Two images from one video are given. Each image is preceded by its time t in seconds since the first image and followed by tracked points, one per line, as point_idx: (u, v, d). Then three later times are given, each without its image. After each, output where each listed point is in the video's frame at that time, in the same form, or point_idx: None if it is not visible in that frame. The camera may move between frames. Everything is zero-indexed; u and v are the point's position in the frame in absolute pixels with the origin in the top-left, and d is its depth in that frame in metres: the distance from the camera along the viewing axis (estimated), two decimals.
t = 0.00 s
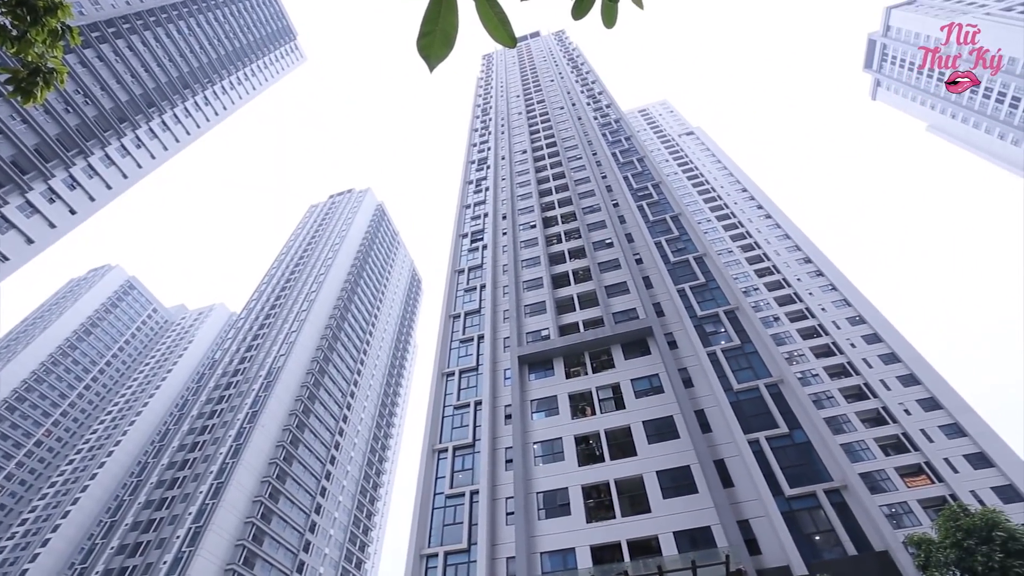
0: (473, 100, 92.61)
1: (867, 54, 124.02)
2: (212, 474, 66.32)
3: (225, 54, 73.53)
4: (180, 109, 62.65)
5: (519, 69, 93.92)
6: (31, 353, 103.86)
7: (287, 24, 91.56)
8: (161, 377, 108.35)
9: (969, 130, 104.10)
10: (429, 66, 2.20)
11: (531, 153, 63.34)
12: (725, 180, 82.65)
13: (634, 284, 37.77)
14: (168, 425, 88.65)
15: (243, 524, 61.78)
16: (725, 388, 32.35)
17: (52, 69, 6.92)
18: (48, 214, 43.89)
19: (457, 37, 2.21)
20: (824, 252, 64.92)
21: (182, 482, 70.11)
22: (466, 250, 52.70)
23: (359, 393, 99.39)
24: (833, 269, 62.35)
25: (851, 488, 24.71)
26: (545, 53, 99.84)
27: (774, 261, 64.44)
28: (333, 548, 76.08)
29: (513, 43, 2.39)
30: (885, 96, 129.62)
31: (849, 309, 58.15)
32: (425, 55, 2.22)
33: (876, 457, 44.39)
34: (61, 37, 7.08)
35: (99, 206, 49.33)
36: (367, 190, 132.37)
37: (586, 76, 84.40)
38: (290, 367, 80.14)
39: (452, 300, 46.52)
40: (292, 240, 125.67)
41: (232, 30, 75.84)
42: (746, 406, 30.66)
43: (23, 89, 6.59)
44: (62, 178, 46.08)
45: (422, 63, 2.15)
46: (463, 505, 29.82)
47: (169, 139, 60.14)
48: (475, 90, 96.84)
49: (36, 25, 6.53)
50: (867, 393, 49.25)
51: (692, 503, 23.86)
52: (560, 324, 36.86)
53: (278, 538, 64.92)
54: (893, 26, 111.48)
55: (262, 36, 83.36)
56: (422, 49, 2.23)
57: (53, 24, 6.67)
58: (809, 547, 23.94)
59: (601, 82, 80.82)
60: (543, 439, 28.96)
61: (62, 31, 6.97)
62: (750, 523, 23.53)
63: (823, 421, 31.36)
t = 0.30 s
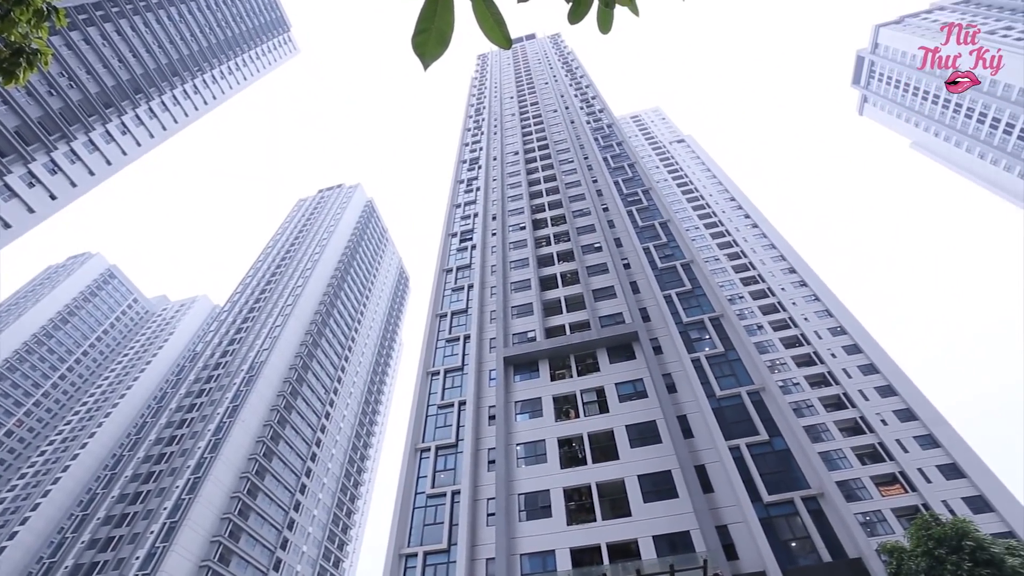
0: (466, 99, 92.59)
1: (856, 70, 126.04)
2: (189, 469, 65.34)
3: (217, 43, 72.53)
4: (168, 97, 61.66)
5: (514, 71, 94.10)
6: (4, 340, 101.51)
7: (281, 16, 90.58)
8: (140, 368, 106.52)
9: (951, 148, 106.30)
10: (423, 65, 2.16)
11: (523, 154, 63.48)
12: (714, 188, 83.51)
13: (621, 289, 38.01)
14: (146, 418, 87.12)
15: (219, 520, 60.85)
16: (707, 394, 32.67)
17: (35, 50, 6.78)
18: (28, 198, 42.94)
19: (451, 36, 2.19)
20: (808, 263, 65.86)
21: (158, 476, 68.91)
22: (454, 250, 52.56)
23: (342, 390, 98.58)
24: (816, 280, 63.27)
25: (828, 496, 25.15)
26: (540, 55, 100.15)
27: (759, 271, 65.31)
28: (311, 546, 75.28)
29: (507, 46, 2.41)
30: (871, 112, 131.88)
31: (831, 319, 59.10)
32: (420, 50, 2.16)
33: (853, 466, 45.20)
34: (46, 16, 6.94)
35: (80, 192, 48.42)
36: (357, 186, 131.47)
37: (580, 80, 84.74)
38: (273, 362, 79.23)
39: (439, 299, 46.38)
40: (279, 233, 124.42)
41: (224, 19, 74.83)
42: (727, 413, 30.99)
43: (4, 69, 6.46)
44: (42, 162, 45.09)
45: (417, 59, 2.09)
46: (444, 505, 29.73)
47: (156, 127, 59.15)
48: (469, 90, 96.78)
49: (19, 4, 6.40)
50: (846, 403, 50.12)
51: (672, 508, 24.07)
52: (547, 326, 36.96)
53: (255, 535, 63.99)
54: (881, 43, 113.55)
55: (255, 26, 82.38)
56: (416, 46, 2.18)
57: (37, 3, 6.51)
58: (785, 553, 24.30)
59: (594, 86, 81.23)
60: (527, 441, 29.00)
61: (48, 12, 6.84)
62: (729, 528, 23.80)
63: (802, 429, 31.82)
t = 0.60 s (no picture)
0: (460, 98, 92.49)
1: (845, 85, 127.91)
2: (167, 463, 64.38)
3: (209, 32, 71.58)
4: (156, 85, 60.70)
5: (509, 72, 94.20)
6: None
7: (276, 7, 89.58)
8: (119, 359, 104.68)
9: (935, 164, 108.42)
10: (417, 62, 2.22)
11: (515, 156, 63.58)
12: (704, 196, 84.29)
13: (609, 293, 38.24)
14: (124, 410, 85.65)
15: (197, 516, 59.91)
16: (691, 400, 32.98)
17: (20, 31, 6.65)
18: (7, 183, 42.04)
19: (448, 36, 2.25)
20: (793, 273, 66.73)
21: (135, 470, 67.72)
22: (444, 249, 52.39)
23: (326, 387, 97.77)
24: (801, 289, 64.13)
25: (806, 503, 25.53)
26: (535, 57, 100.40)
27: (745, 279, 66.09)
28: (290, 544, 74.52)
29: (503, 47, 2.45)
30: (858, 126, 133.94)
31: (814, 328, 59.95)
32: (415, 50, 2.22)
33: (831, 474, 45.93)
34: None
35: (62, 178, 47.53)
36: (347, 182, 130.59)
37: (575, 83, 85.03)
38: (257, 357, 78.36)
39: (427, 298, 46.19)
40: (267, 227, 123.14)
41: (217, 8, 73.84)
42: (711, 418, 31.29)
43: None
44: (23, 146, 44.15)
45: (412, 57, 2.16)
46: (426, 505, 29.62)
47: (143, 114, 58.19)
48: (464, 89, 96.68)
49: None
50: (826, 411, 50.92)
51: (653, 512, 24.23)
52: (534, 328, 37.03)
53: (233, 531, 63.12)
54: (870, 59, 115.57)
55: (249, 16, 81.44)
56: (412, 44, 2.24)
57: None
58: (762, 558, 24.63)
59: (588, 90, 81.63)
60: (511, 442, 29.01)
61: None
62: (709, 533, 24.04)
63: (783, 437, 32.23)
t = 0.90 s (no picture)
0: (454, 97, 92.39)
1: (833, 99, 129.95)
2: (143, 456, 63.29)
3: (201, 20, 70.49)
4: (144, 71, 59.63)
5: (503, 73, 94.33)
6: None
7: None
8: (97, 349, 102.60)
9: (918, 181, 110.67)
10: (412, 60, 2.23)
11: (507, 157, 63.63)
12: (692, 203, 85.09)
13: (596, 297, 38.44)
14: (101, 401, 84.02)
15: (172, 511, 58.88)
16: (674, 405, 33.28)
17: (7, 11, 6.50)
18: None
19: (443, 33, 2.25)
20: (778, 282, 67.57)
21: (109, 463, 66.40)
22: (432, 248, 52.23)
23: (309, 383, 96.83)
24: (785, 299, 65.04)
25: (783, 510, 25.99)
26: (530, 59, 100.67)
27: (731, 286, 66.86)
28: (267, 541, 73.60)
29: (498, 47, 2.48)
30: (845, 140, 136.19)
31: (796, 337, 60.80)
32: (410, 47, 2.23)
33: (808, 481, 46.67)
34: None
35: (42, 163, 46.49)
36: (337, 177, 129.60)
37: (568, 87, 85.27)
38: (239, 350, 77.38)
39: (414, 297, 45.99)
40: (254, 219, 121.81)
41: None
42: (693, 424, 31.62)
43: None
44: (3, 128, 43.08)
45: (408, 54, 2.17)
46: (407, 504, 29.47)
47: (129, 100, 57.11)
48: (457, 88, 96.55)
49: None
50: (806, 420, 51.71)
51: (634, 515, 24.40)
52: (521, 329, 37.07)
53: (209, 528, 62.14)
54: (858, 75, 117.66)
55: (243, 5, 80.36)
56: (407, 41, 2.25)
57: None
58: (738, 562, 25.28)
59: (582, 94, 81.98)
60: (494, 443, 28.98)
61: None
62: (687, 538, 24.29)
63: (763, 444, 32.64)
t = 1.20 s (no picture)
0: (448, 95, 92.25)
1: (822, 111, 131.75)
2: (121, 450, 62.25)
3: (195, 8, 69.51)
4: (134, 58, 58.73)
5: (498, 73, 94.43)
6: None
7: None
8: (76, 340, 100.65)
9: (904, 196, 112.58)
10: (408, 59, 2.23)
11: (500, 158, 63.66)
12: (682, 209, 85.79)
13: (584, 300, 38.57)
14: (79, 393, 82.45)
15: (149, 506, 57.95)
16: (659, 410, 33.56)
17: None
18: None
19: (439, 32, 2.26)
20: (764, 291, 68.32)
21: (86, 456, 65.21)
22: (422, 246, 52.05)
23: (294, 379, 96.00)
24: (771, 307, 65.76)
25: (764, 515, 26.29)
26: (525, 61, 100.89)
27: (718, 293, 67.55)
28: (246, 538, 72.77)
29: (493, 50, 2.50)
30: (833, 152, 138.28)
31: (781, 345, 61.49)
32: (405, 45, 2.23)
33: (789, 487, 47.32)
34: None
35: (24, 148, 45.60)
36: (328, 172, 128.73)
37: (563, 90, 85.51)
38: (224, 345, 76.46)
39: (402, 295, 45.76)
40: (242, 212, 120.56)
41: None
42: (677, 429, 31.90)
43: None
44: None
45: (402, 52, 2.16)
46: (390, 503, 29.32)
47: (118, 87, 56.24)
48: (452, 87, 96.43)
49: None
50: (788, 427, 52.44)
51: (617, 518, 24.53)
52: (509, 330, 37.10)
53: (187, 524, 61.24)
54: (847, 89, 119.57)
55: None
56: (403, 40, 2.25)
57: None
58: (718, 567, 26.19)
59: (576, 97, 82.28)
60: (478, 443, 28.95)
61: None
62: (669, 541, 24.48)
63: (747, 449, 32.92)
